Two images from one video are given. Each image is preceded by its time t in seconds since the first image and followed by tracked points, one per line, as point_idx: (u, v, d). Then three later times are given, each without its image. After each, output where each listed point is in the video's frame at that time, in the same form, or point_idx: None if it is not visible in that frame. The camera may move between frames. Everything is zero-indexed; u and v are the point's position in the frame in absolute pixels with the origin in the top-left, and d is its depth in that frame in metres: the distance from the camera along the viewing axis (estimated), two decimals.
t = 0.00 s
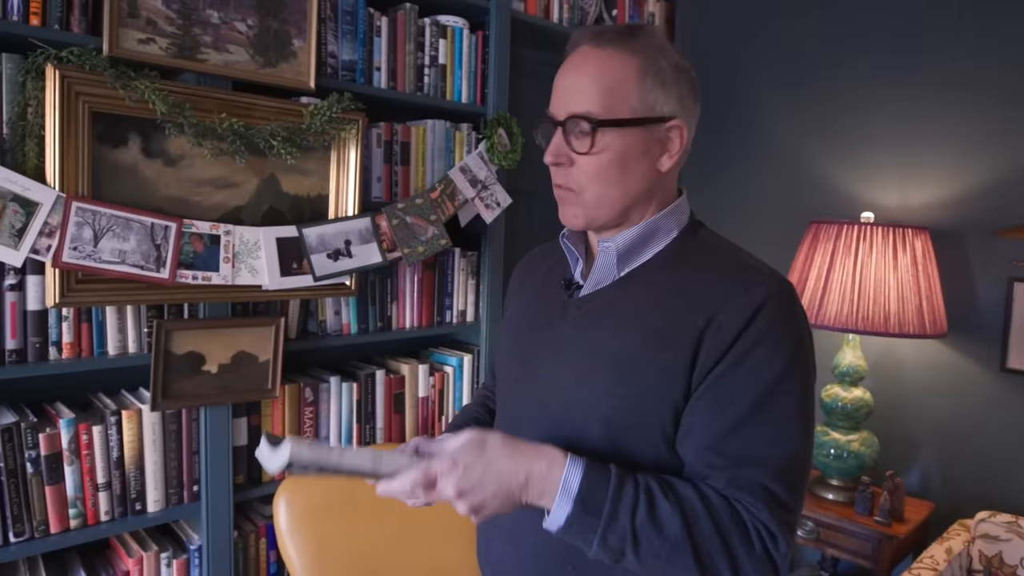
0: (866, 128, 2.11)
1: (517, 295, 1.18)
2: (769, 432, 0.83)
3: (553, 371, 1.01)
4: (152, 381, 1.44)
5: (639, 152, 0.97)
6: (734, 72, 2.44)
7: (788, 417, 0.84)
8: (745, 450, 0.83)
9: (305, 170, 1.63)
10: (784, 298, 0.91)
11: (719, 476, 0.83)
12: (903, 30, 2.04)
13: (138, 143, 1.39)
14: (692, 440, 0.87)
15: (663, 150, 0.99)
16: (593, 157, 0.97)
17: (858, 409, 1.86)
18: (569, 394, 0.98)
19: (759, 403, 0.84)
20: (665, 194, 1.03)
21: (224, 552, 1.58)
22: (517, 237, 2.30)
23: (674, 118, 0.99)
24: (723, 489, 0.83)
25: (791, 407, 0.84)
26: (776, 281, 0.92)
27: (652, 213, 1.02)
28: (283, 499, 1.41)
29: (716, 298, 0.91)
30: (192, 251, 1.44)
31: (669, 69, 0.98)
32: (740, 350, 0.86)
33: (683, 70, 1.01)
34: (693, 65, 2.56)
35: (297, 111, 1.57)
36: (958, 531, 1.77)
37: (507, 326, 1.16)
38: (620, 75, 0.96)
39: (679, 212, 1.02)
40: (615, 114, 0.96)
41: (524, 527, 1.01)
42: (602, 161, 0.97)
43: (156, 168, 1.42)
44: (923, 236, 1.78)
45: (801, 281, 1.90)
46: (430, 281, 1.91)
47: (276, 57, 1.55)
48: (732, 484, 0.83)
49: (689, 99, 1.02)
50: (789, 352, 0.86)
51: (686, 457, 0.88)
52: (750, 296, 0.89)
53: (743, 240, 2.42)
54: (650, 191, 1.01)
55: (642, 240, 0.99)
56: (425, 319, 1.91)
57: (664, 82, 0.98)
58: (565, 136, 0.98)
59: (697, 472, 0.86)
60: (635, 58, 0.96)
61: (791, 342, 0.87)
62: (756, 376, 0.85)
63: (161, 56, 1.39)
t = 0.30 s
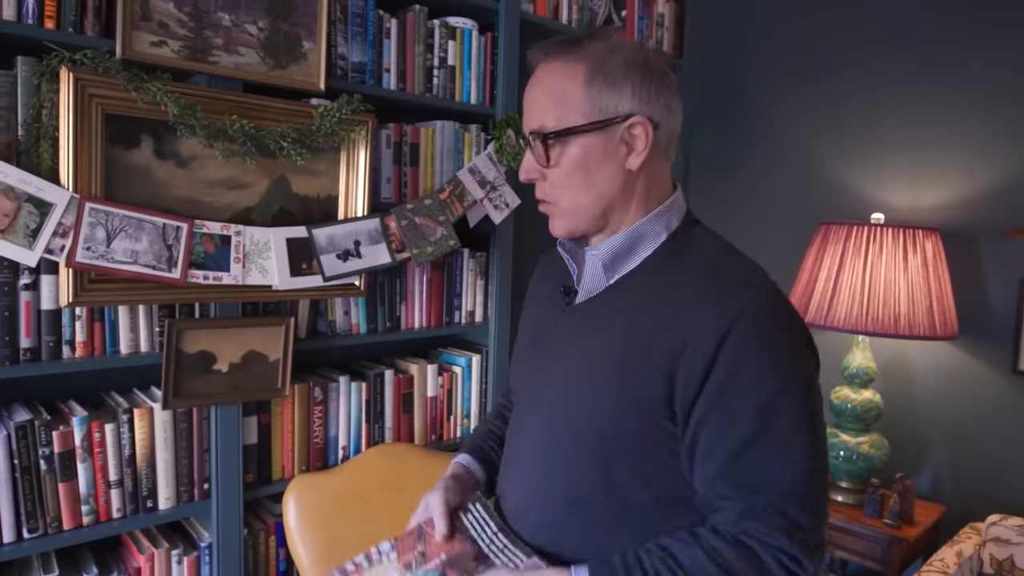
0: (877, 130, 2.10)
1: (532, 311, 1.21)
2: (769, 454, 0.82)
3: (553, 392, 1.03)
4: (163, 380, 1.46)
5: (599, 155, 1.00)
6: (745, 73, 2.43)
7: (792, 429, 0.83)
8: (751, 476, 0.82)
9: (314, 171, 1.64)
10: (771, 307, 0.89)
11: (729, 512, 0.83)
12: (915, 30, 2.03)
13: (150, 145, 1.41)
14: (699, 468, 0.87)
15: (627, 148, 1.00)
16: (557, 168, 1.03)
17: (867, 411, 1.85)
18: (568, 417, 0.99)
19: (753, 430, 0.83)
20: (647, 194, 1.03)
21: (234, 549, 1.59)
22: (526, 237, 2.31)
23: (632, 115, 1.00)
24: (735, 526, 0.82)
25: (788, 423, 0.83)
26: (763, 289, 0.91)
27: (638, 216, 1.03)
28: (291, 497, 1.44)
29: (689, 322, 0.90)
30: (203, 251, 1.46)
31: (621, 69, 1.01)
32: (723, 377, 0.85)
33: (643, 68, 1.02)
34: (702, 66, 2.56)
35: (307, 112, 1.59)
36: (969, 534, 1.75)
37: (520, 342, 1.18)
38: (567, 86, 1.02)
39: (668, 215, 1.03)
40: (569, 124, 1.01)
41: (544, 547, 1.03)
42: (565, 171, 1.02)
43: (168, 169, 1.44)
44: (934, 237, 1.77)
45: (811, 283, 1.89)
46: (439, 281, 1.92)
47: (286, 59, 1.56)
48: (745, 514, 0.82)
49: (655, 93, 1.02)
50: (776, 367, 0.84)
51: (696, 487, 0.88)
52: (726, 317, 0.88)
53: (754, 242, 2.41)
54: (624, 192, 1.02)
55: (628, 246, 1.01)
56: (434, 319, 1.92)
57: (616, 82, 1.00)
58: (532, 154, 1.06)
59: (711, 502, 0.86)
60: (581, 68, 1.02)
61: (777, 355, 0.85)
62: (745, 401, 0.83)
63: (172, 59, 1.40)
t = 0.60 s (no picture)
0: (888, 128, 2.09)
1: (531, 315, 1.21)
2: (704, 451, 0.81)
3: (536, 391, 1.04)
4: (174, 377, 1.47)
5: (570, 165, 0.99)
6: (755, 71, 2.42)
7: (739, 429, 0.81)
8: (682, 471, 0.82)
9: (324, 170, 1.65)
10: (732, 306, 0.86)
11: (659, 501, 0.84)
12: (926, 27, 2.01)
13: (161, 144, 1.42)
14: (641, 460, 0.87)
15: (598, 155, 0.99)
16: (529, 181, 1.02)
17: (878, 410, 1.84)
18: (547, 414, 1.01)
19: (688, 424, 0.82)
20: (621, 196, 1.02)
21: (245, 545, 1.60)
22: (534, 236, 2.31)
23: (600, 121, 0.98)
24: (664, 517, 0.83)
25: (729, 422, 0.81)
26: (734, 286, 0.89)
27: (613, 220, 1.02)
28: (301, 494, 1.43)
29: (647, 317, 0.90)
30: (213, 250, 1.47)
31: (585, 75, 0.99)
32: (671, 373, 0.85)
33: (606, 71, 1.00)
34: (711, 64, 2.55)
35: (316, 111, 1.59)
36: (981, 535, 1.74)
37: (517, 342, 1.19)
38: (532, 97, 1.00)
39: (640, 214, 1.01)
40: (538, 136, 1.00)
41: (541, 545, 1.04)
42: (538, 183, 1.01)
43: (179, 168, 1.45)
44: (946, 236, 1.76)
45: (821, 282, 1.88)
46: (448, 280, 1.92)
47: (296, 59, 1.57)
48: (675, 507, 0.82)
49: (621, 96, 1.00)
50: (727, 360, 0.82)
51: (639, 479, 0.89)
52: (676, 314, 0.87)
53: (764, 241, 2.40)
54: (597, 198, 1.01)
55: (601, 250, 1.01)
56: (443, 317, 1.92)
57: (579, 89, 0.98)
58: (504, 167, 1.05)
59: (644, 492, 0.87)
60: (544, 77, 0.99)
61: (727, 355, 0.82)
62: (687, 397, 0.83)
63: (183, 59, 1.41)
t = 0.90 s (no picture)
0: (900, 127, 2.07)
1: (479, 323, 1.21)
2: (673, 436, 0.82)
3: (493, 398, 1.03)
4: (186, 376, 1.48)
5: (501, 177, 0.97)
6: (766, 69, 2.41)
7: (699, 408, 0.82)
8: (655, 458, 0.83)
9: (334, 169, 1.65)
10: (677, 293, 0.87)
11: (638, 493, 0.84)
12: (939, 25, 2.00)
13: (173, 143, 1.43)
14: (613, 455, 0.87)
15: (527, 165, 0.97)
16: (462, 197, 1.00)
17: (890, 411, 1.82)
18: (506, 421, 0.99)
19: (655, 413, 0.83)
20: (554, 202, 1.01)
21: (255, 544, 1.60)
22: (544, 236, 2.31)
23: (525, 132, 0.97)
24: (644, 508, 0.83)
25: (691, 406, 0.82)
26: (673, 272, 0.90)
27: (547, 224, 1.01)
28: (312, 492, 1.44)
29: (597, 312, 0.90)
30: (225, 249, 1.48)
31: (507, 88, 0.97)
32: (628, 366, 0.85)
33: (525, 81, 0.99)
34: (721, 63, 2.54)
35: (327, 111, 1.60)
36: (995, 537, 1.72)
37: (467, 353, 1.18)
38: (455, 114, 0.97)
39: (574, 213, 1.01)
40: (465, 152, 0.98)
41: (522, 549, 1.03)
42: (471, 198, 0.99)
43: (190, 167, 1.46)
44: (960, 236, 1.74)
45: (832, 281, 1.87)
46: (457, 279, 1.92)
47: (307, 58, 1.58)
48: (655, 497, 0.82)
49: (542, 105, 0.99)
50: (679, 345, 0.84)
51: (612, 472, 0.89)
52: (628, 305, 0.87)
53: (774, 240, 2.38)
54: (529, 208, 1.00)
55: (541, 253, 1.00)
56: (453, 316, 1.93)
57: (502, 102, 0.96)
58: (434, 187, 1.02)
59: (620, 487, 0.87)
60: (464, 92, 0.97)
61: (679, 336, 0.84)
62: (650, 386, 0.83)
63: (195, 58, 1.42)
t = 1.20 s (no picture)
0: (916, 127, 2.06)
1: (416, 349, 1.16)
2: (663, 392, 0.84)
3: (464, 413, 0.99)
4: (201, 375, 1.50)
5: (420, 199, 0.95)
6: (779, 69, 2.40)
7: (673, 359, 0.85)
8: (654, 418, 0.84)
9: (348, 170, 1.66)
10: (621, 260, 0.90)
11: (648, 454, 0.85)
12: (955, 25, 1.98)
13: (190, 144, 1.44)
14: (609, 429, 0.88)
15: (444, 184, 0.96)
16: (385, 224, 0.96)
17: (906, 413, 1.81)
18: (488, 431, 0.96)
19: (641, 377, 0.84)
20: (479, 215, 0.99)
21: (269, 542, 1.61)
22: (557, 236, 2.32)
23: (437, 153, 0.95)
24: (661, 466, 0.84)
25: (664, 365, 0.84)
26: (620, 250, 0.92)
27: (478, 238, 0.99)
28: (325, 491, 1.45)
29: (556, 297, 0.90)
30: (240, 249, 1.49)
31: (415, 113, 0.96)
32: (599, 344, 0.86)
33: (432, 105, 0.98)
34: (735, 63, 2.53)
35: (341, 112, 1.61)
36: (1011, 542, 1.70)
37: (415, 377, 1.13)
38: (369, 144, 0.95)
39: (502, 221, 1.00)
40: (382, 179, 0.95)
41: (526, 547, 1.00)
42: (394, 223, 0.96)
43: (207, 168, 1.47)
44: (976, 237, 1.73)
45: (847, 282, 1.86)
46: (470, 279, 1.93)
47: (321, 60, 1.59)
48: (668, 452, 0.83)
49: (452, 127, 0.98)
50: (641, 311, 0.86)
51: (610, 443, 0.89)
52: (581, 281, 0.88)
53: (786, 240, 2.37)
54: (452, 226, 0.97)
55: (479, 264, 0.97)
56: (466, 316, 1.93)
57: (411, 127, 0.95)
58: (357, 221, 0.99)
59: (626, 456, 0.87)
60: (375, 122, 0.95)
61: (633, 299, 0.86)
62: (626, 353, 0.85)
63: (211, 60, 1.43)
